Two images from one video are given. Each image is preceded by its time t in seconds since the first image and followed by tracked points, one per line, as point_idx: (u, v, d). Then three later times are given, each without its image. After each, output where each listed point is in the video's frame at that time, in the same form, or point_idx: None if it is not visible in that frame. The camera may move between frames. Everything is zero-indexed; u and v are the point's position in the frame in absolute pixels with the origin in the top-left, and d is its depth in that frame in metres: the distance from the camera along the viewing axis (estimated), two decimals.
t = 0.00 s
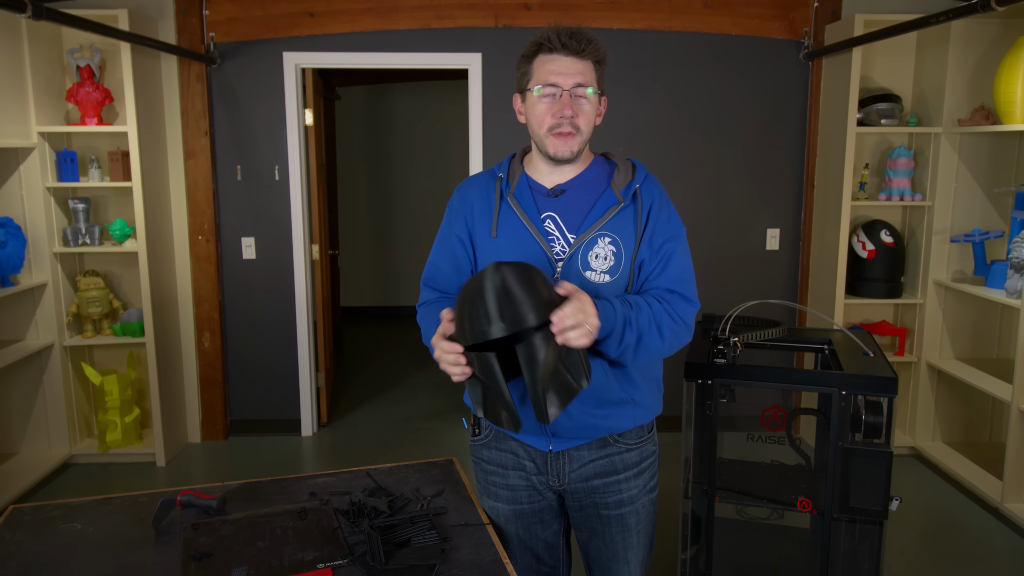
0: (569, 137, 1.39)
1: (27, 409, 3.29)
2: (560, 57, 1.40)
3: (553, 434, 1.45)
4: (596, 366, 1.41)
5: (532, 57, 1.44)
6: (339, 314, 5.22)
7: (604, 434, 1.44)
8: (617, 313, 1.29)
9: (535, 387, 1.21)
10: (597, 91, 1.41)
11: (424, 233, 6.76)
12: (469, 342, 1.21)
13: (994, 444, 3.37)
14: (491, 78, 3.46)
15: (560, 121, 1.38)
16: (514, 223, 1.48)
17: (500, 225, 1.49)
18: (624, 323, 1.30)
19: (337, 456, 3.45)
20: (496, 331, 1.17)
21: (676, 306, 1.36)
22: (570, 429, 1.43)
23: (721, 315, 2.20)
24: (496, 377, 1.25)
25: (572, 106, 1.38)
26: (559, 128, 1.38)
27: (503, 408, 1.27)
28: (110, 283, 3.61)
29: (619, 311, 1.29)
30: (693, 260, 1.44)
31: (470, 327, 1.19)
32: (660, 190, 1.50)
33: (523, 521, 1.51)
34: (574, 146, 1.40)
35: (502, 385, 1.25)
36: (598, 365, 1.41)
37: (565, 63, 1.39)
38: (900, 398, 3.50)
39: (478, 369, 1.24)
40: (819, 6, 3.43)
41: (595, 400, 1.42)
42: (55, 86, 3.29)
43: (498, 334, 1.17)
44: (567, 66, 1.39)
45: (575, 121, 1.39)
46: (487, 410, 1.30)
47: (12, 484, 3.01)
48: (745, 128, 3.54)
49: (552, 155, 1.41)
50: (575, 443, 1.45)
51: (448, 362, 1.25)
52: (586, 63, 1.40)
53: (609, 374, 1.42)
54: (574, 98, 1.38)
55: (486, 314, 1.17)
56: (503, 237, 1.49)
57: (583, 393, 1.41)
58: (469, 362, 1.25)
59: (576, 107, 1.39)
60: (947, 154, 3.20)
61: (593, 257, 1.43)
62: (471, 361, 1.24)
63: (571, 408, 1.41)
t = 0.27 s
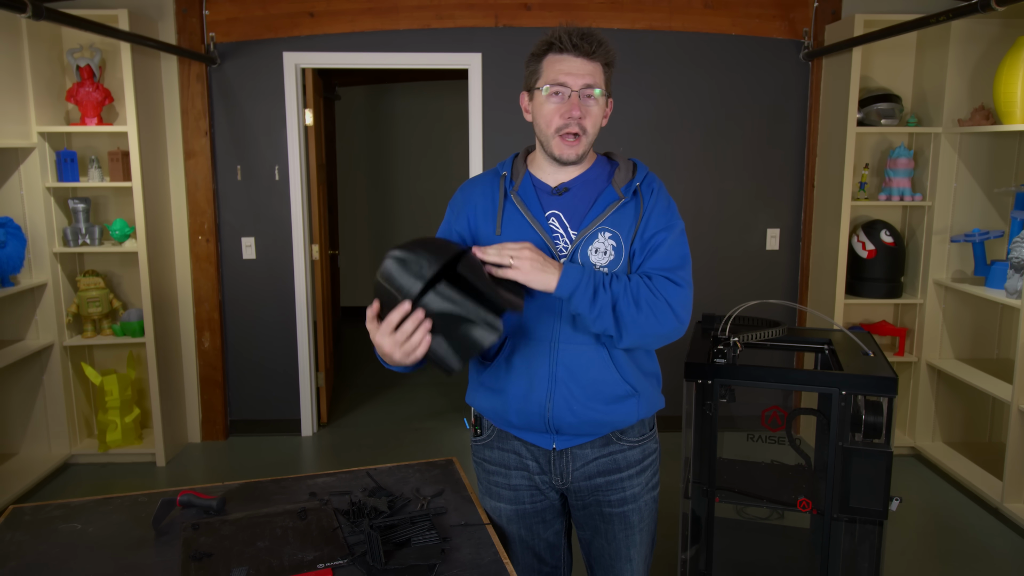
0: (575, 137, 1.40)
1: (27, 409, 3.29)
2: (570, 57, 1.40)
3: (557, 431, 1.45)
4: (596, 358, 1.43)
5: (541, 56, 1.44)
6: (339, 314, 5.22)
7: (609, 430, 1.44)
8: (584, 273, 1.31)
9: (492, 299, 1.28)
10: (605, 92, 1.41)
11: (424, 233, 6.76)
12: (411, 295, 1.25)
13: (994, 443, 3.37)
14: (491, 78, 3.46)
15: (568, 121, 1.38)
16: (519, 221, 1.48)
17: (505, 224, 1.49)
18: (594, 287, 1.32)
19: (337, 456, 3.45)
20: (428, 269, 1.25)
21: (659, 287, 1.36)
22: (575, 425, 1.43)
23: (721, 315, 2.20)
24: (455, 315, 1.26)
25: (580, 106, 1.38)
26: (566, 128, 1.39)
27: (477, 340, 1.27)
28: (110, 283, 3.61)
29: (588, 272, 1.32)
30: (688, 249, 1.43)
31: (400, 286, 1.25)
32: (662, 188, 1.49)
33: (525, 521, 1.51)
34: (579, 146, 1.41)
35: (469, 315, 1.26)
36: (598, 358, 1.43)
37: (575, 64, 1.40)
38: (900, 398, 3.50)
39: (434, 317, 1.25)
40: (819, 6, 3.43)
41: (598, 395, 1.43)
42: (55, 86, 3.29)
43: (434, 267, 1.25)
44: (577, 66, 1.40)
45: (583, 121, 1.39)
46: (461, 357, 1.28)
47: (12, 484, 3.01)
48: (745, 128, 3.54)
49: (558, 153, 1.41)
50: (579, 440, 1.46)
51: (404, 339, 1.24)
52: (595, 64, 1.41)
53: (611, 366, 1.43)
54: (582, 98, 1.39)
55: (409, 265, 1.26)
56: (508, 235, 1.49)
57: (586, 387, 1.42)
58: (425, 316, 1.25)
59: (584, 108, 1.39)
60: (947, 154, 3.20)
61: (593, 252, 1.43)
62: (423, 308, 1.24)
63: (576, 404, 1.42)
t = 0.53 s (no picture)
0: (560, 139, 1.40)
1: (27, 409, 3.29)
2: (547, 60, 1.41)
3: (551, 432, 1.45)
4: (590, 360, 1.42)
5: (520, 61, 1.44)
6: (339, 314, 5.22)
7: (602, 432, 1.44)
8: (636, 305, 1.30)
9: (476, 253, 1.34)
10: (586, 91, 1.41)
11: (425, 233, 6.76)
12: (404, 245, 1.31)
13: (994, 443, 3.37)
14: (491, 78, 3.46)
15: (550, 123, 1.39)
16: (510, 224, 1.48)
17: (497, 226, 1.50)
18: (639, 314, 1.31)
19: (337, 456, 3.45)
20: (427, 225, 1.32)
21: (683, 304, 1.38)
22: (568, 426, 1.43)
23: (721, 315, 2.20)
24: (442, 265, 1.32)
25: (561, 107, 1.39)
26: (550, 130, 1.39)
27: (458, 289, 1.33)
28: (110, 283, 3.61)
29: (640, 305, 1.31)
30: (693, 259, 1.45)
31: (398, 240, 1.33)
32: (657, 190, 1.49)
33: (522, 520, 1.51)
34: (565, 146, 1.41)
35: (454, 266, 1.32)
36: (592, 361, 1.42)
37: (552, 66, 1.40)
38: (900, 398, 3.50)
39: (423, 265, 1.32)
40: (819, 6, 3.43)
41: (592, 396, 1.42)
42: (55, 86, 3.29)
43: (433, 222, 1.33)
44: (554, 69, 1.40)
45: (566, 122, 1.39)
46: (440, 307, 1.34)
47: (12, 484, 3.00)
48: (745, 128, 3.54)
49: (545, 155, 1.41)
50: (573, 441, 1.46)
51: (392, 285, 1.30)
52: (574, 64, 1.41)
53: (605, 370, 1.43)
54: (563, 99, 1.39)
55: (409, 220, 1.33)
56: (499, 237, 1.50)
57: (579, 389, 1.42)
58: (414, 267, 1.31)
59: (565, 109, 1.39)
60: (947, 154, 3.20)
61: (589, 255, 1.43)
62: (414, 256, 1.31)
63: (569, 406, 1.42)
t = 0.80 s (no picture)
0: (552, 139, 1.39)
1: (27, 409, 3.29)
2: (537, 62, 1.41)
3: (546, 431, 1.45)
4: (586, 360, 1.42)
5: (510, 64, 1.45)
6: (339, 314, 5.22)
7: (597, 432, 1.43)
8: (649, 314, 1.32)
9: (467, 248, 1.35)
10: (577, 91, 1.41)
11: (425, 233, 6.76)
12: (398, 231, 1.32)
13: (994, 444, 3.37)
14: (491, 78, 3.46)
15: (541, 124, 1.39)
16: (506, 223, 1.49)
17: (493, 226, 1.51)
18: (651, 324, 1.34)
19: (337, 456, 3.45)
20: (425, 214, 1.32)
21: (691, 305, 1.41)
22: (563, 426, 1.43)
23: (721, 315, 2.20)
24: (432, 254, 1.31)
25: (553, 107, 1.39)
26: (541, 130, 1.39)
27: (442, 279, 1.31)
28: (110, 283, 3.61)
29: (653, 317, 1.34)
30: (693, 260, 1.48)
31: (394, 225, 1.33)
32: (654, 189, 1.49)
33: (519, 519, 1.51)
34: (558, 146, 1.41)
35: (443, 257, 1.32)
36: (587, 360, 1.42)
37: (542, 67, 1.41)
38: (900, 398, 3.50)
39: (413, 252, 1.31)
40: (819, 6, 3.43)
41: (586, 396, 1.42)
42: (55, 86, 3.29)
43: (430, 212, 1.33)
44: (545, 69, 1.40)
45: (557, 122, 1.39)
46: (423, 293, 1.33)
47: (12, 484, 3.00)
48: (745, 128, 3.54)
49: (537, 155, 1.41)
50: (568, 441, 1.46)
51: (381, 268, 1.31)
52: (564, 65, 1.41)
53: (600, 370, 1.42)
54: (554, 100, 1.39)
55: (408, 208, 1.34)
56: (495, 236, 1.50)
57: (574, 389, 1.42)
58: (405, 252, 1.31)
59: (557, 109, 1.39)
60: (947, 154, 3.20)
61: (585, 254, 1.42)
62: (406, 242, 1.31)
63: (564, 405, 1.42)
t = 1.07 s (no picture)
0: (548, 139, 1.39)
1: (27, 408, 3.29)
2: (533, 62, 1.41)
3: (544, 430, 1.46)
4: (583, 359, 1.42)
5: (507, 64, 1.45)
6: (339, 314, 5.22)
7: (594, 431, 1.44)
8: (622, 305, 1.31)
9: (468, 246, 1.34)
10: (573, 90, 1.41)
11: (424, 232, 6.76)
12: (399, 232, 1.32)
13: (994, 444, 3.37)
14: (491, 78, 3.46)
15: (537, 123, 1.39)
16: (503, 222, 1.49)
17: (490, 225, 1.51)
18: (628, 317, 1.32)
19: (337, 456, 3.45)
20: (425, 213, 1.32)
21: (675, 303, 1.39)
22: (560, 425, 1.43)
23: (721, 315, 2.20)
24: (434, 253, 1.31)
25: (549, 107, 1.39)
26: (538, 131, 1.39)
27: (445, 278, 1.31)
28: (110, 283, 3.61)
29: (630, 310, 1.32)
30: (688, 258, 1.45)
31: (395, 225, 1.33)
32: (650, 189, 1.49)
33: (517, 517, 1.52)
34: (554, 146, 1.41)
35: (445, 255, 1.31)
36: (584, 359, 1.42)
37: (538, 67, 1.40)
38: (900, 398, 3.50)
39: (415, 252, 1.31)
40: (819, 6, 3.43)
41: (584, 395, 1.42)
42: (55, 85, 3.29)
43: (431, 211, 1.32)
44: (541, 69, 1.40)
45: (553, 122, 1.39)
46: (427, 293, 1.32)
47: (12, 484, 3.00)
48: (745, 128, 3.54)
49: (534, 155, 1.41)
50: (565, 440, 1.46)
51: (384, 269, 1.32)
52: (560, 64, 1.41)
53: (596, 368, 1.42)
54: (550, 99, 1.39)
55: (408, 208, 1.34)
56: (493, 236, 1.50)
57: (571, 388, 1.42)
58: (407, 253, 1.32)
59: (553, 108, 1.39)
60: (947, 154, 3.20)
61: (580, 253, 1.42)
62: (408, 242, 1.31)
63: (561, 404, 1.42)
